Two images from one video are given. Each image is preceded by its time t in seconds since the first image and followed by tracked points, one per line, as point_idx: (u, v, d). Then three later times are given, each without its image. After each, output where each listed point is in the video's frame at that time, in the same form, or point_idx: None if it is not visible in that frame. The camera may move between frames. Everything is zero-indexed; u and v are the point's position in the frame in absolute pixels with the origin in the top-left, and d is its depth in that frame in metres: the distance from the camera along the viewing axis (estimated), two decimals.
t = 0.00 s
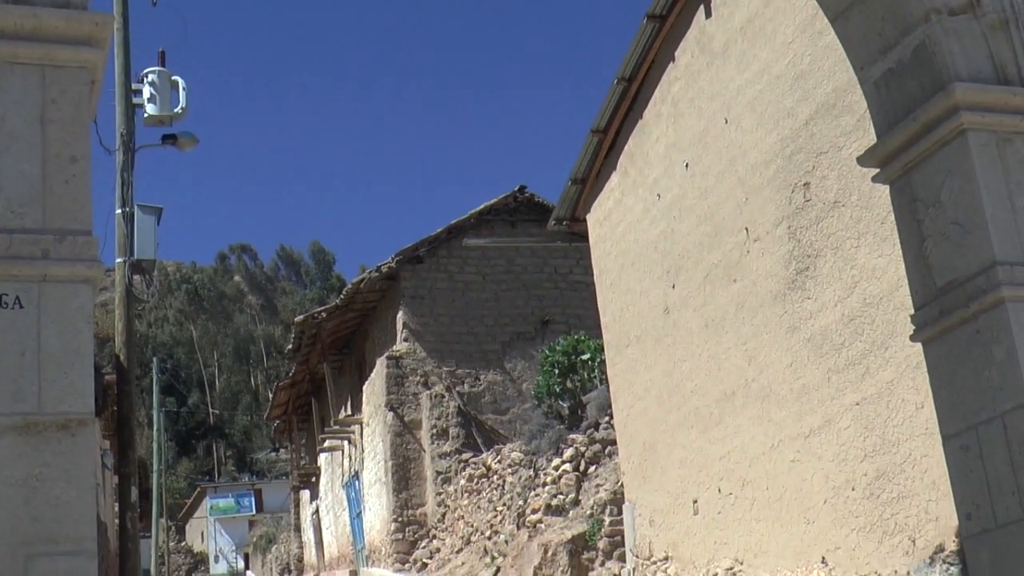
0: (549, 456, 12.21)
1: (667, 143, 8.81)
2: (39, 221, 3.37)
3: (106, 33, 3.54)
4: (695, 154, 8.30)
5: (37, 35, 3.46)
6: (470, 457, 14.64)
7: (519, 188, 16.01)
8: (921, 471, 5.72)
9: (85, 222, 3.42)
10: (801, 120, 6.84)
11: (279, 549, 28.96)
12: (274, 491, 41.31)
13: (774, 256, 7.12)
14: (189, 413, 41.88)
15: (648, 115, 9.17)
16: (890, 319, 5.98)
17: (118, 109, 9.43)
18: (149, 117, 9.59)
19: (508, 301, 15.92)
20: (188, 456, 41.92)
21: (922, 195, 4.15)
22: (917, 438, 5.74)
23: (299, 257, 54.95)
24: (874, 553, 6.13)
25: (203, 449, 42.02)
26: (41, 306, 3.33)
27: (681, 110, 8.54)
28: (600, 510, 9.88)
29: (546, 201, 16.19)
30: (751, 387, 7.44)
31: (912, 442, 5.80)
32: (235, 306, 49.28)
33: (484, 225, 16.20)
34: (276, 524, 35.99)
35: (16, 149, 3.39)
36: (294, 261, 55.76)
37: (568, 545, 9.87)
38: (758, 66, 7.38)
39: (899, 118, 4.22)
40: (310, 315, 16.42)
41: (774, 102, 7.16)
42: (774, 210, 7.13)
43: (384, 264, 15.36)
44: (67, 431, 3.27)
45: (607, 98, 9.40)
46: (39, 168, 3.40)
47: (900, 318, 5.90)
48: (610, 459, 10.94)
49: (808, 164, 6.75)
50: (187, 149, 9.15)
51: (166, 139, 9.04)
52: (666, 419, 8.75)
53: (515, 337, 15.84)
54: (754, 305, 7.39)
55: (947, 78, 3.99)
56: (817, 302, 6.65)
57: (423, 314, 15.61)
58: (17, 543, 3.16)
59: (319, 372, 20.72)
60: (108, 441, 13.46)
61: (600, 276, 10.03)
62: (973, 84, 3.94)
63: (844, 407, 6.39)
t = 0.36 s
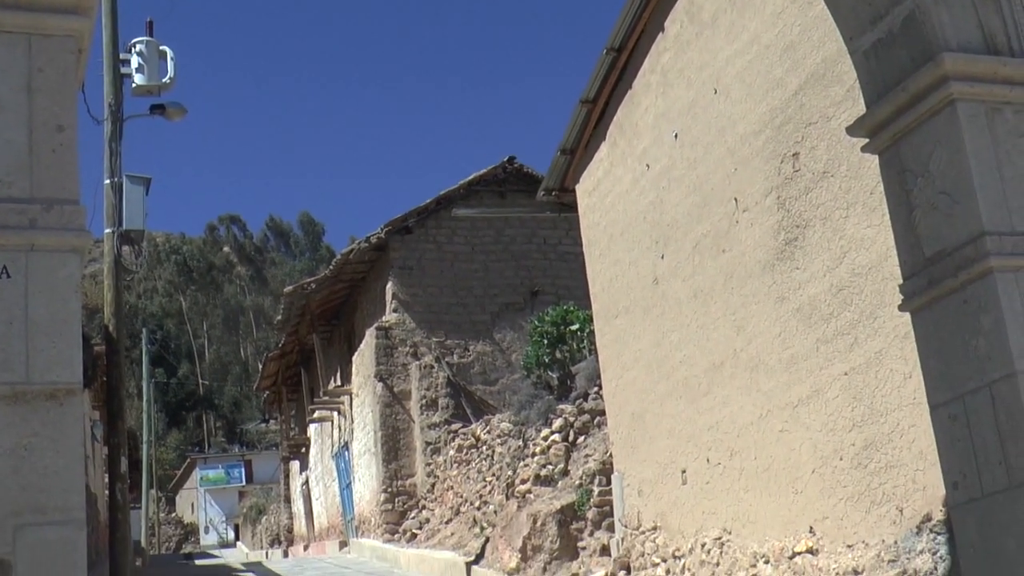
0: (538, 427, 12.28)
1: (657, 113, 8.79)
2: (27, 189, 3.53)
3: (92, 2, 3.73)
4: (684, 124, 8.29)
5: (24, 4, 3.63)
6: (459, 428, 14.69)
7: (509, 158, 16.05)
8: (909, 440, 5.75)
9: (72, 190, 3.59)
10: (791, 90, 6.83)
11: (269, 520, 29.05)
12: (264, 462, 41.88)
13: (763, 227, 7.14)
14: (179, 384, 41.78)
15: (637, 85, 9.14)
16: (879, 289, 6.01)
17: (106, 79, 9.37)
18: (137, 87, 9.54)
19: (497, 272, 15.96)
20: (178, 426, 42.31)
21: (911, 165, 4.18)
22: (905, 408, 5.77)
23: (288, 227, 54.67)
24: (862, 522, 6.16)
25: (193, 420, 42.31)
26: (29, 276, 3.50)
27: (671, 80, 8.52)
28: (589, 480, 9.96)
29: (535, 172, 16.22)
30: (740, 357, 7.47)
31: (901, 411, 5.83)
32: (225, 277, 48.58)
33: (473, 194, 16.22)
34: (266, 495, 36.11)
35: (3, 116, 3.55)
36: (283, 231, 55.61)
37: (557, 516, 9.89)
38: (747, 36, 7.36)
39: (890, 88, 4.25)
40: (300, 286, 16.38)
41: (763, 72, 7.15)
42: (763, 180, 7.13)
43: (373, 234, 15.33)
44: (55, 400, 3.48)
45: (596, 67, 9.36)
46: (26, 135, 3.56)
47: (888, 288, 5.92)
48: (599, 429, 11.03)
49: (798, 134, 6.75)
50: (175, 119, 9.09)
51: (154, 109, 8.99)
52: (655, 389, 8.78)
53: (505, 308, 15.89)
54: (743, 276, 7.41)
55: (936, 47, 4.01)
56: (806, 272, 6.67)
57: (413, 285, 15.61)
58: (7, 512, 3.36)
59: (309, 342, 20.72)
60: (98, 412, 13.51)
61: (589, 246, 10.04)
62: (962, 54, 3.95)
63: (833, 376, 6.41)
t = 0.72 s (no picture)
0: (533, 404, 12.29)
1: (651, 90, 8.77)
2: (20, 164, 3.69)
3: None
4: (679, 102, 8.27)
5: None
6: (453, 405, 14.72)
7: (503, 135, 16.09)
8: (902, 418, 5.77)
9: (64, 166, 3.75)
10: (785, 68, 6.83)
11: (263, 497, 29.11)
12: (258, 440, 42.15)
13: (757, 204, 7.15)
14: (173, 360, 41.94)
15: (631, 62, 9.12)
16: (873, 267, 6.02)
17: (100, 55, 9.36)
18: (131, 63, 9.53)
19: (491, 250, 16.00)
20: (172, 404, 42.35)
21: (906, 143, 4.20)
22: (898, 385, 5.80)
23: (283, 204, 54.41)
24: (855, 499, 6.19)
25: (187, 397, 42.55)
26: (23, 251, 3.65)
27: (665, 57, 8.51)
28: (583, 458, 10.01)
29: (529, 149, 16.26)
30: (734, 334, 7.49)
31: (894, 388, 5.85)
32: (219, 256, 48.21)
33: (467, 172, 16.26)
34: (260, 472, 36.15)
35: None
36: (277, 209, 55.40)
37: (551, 493, 9.93)
38: (742, 13, 7.34)
39: (884, 66, 4.26)
40: (294, 263, 16.35)
41: (757, 49, 7.14)
42: (757, 157, 7.14)
43: (367, 212, 15.31)
44: (49, 376, 3.61)
45: (591, 45, 9.33)
46: (20, 112, 3.71)
47: (882, 265, 5.93)
48: (592, 406, 11.07)
49: (792, 111, 6.75)
50: (169, 95, 9.06)
51: (147, 85, 8.95)
52: (649, 366, 8.81)
53: (499, 285, 15.93)
54: (737, 253, 7.41)
55: (931, 25, 4.01)
56: (800, 249, 6.68)
57: (407, 262, 15.62)
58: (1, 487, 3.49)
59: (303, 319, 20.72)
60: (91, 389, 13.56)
61: (583, 222, 10.05)
62: (957, 31, 3.95)
63: (826, 353, 6.43)
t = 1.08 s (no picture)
0: (526, 381, 12.29)
1: (646, 69, 8.75)
2: (14, 139, 3.69)
3: None
4: (674, 80, 8.26)
5: None
6: (447, 382, 14.75)
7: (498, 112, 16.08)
8: (895, 395, 5.80)
9: (58, 142, 3.75)
10: (780, 46, 6.82)
11: (257, 474, 29.14)
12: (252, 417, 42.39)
13: (751, 182, 7.15)
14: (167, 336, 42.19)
15: (626, 41, 9.10)
16: (867, 246, 6.03)
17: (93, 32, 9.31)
18: (124, 40, 9.52)
19: (485, 228, 16.00)
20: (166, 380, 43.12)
21: (901, 121, 4.21)
22: (892, 362, 5.83)
23: (277, 181, 53.89)
24: (847, 477, 6.22)
25: (181, 374, 43.18)
26: (17, 226, 3.64)
27: (660, 35, 8.49)
28: (576, 435, 10.02)
29: (524, 126, 16.27)
30: (728, 312, 7.50)
31: (888, 366, 5.88)
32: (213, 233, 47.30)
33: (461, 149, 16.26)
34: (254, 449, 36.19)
35: None
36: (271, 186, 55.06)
37: (545, 470, 9.95)
38: None
39: (880, 45, 4.27)
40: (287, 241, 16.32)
41: (753, 27, 7.13)
42: (752, 135, 7.13)
43: (361, 189, 15.26)
44: (44, 352, 3.61)
45: (586, 23, 9.30)
46: (14, 88, 3.71)
47: (876, 244, 5.95)
48: (586, 383, 11.08)
49: (787, 90, 6.74)
50: (163, 72, 9.02)
51: (141, 62, 8.91)
52: (643, 343, 8.82)
53: (493, 263, 15.96)
54: (732, 231, 7.42)
55: (927, 3, 4.01)
56: (795, 227, 6.69)
57: (401, 239, 15.60)
58: None
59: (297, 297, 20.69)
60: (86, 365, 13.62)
61: (578, 200, 10.04)
62: (954, 10, 3.95)
63: (820, 331, 6.45)
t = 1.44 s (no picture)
0: (518, 354, 12.32)
1: (640, 42, 8.72)
2: (5, 110, 3.68)
3: None
4: (667, 53, 8.24)
5: None
6: (439, 355, 14.78)
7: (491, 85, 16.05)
8: (887, 369, 5.83)
9: (50, 113, 3.74)
10: (774, 20, 6.81)
11: (250, 446, 29.18)
12: (245, 389, 42.32)
13: (744, 155, 7.16)
14: (158, 309, 42.12)
15: (620, 13, 9.07)
16: (860, 219, 6.05)
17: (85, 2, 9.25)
18: (116, 11, 9.49)
19: (478, 201, 16.01)
20: (159, 352, 43.10)
21: (893, 95, 4.22)
22: (884, 336, 5.85)
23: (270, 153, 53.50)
24: (838, 450, 6.25)
25: (173, 346, 43.17)
26: (9, 196, 3.63)
27: (654, 8, 8.46)
28: (568, 408, 10.10)
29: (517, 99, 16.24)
30: (720, 286, 7.52)
31: (879, 340, 5.91)
32: (206, 205, 47.08)
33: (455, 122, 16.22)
34: (247, 422, 36.23)
35: None
36: (265, 158, 54.75)
37: (536, 443, 10.01)
38: None
39: (874, 18, 4.28)
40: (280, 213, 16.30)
41: None
42: (745, 109, 7.13)
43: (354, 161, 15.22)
44: (37, 322, 3.62)
45: None
46: (5, 58, 3.70)
47: (869, 217, 5.96)
48: (578, 356, 11.10)
49: (780, 64, 6.74)
50: (155, 43, 8.97)
51: (134, 33, 8.85)
52: (635, 316, 8.84)
53: (485, 236, 15.98)
54: (725, 204, 7.42)
55: None
56: (787, 200, 6.70)
57: (394, 213, 15.60)
58: None
59: (290, 269, 20.68)
60: (79, 337, 13.62)
61: (571, 173, 10.03)
62: None
63: (812, 305, 6.48)
